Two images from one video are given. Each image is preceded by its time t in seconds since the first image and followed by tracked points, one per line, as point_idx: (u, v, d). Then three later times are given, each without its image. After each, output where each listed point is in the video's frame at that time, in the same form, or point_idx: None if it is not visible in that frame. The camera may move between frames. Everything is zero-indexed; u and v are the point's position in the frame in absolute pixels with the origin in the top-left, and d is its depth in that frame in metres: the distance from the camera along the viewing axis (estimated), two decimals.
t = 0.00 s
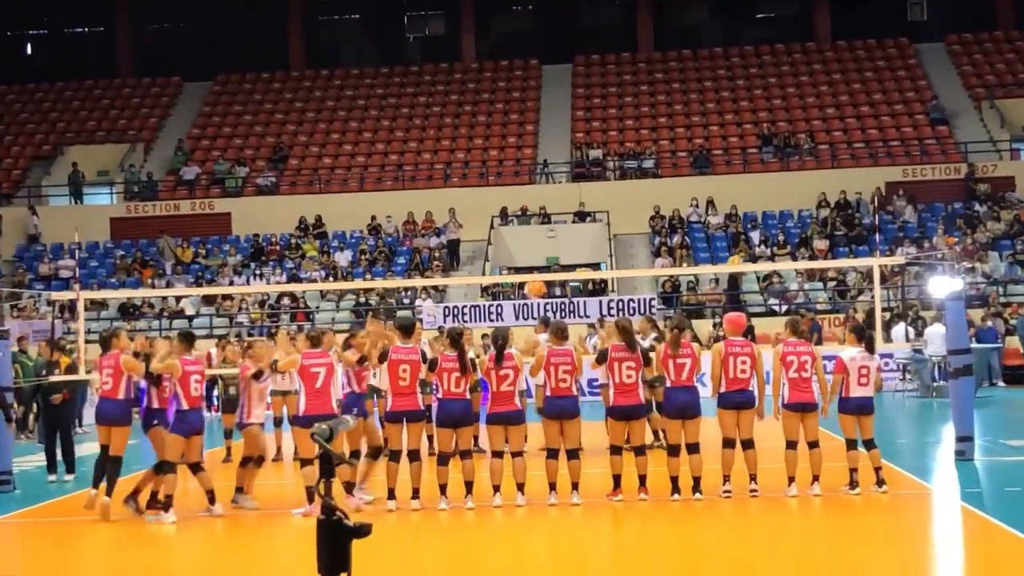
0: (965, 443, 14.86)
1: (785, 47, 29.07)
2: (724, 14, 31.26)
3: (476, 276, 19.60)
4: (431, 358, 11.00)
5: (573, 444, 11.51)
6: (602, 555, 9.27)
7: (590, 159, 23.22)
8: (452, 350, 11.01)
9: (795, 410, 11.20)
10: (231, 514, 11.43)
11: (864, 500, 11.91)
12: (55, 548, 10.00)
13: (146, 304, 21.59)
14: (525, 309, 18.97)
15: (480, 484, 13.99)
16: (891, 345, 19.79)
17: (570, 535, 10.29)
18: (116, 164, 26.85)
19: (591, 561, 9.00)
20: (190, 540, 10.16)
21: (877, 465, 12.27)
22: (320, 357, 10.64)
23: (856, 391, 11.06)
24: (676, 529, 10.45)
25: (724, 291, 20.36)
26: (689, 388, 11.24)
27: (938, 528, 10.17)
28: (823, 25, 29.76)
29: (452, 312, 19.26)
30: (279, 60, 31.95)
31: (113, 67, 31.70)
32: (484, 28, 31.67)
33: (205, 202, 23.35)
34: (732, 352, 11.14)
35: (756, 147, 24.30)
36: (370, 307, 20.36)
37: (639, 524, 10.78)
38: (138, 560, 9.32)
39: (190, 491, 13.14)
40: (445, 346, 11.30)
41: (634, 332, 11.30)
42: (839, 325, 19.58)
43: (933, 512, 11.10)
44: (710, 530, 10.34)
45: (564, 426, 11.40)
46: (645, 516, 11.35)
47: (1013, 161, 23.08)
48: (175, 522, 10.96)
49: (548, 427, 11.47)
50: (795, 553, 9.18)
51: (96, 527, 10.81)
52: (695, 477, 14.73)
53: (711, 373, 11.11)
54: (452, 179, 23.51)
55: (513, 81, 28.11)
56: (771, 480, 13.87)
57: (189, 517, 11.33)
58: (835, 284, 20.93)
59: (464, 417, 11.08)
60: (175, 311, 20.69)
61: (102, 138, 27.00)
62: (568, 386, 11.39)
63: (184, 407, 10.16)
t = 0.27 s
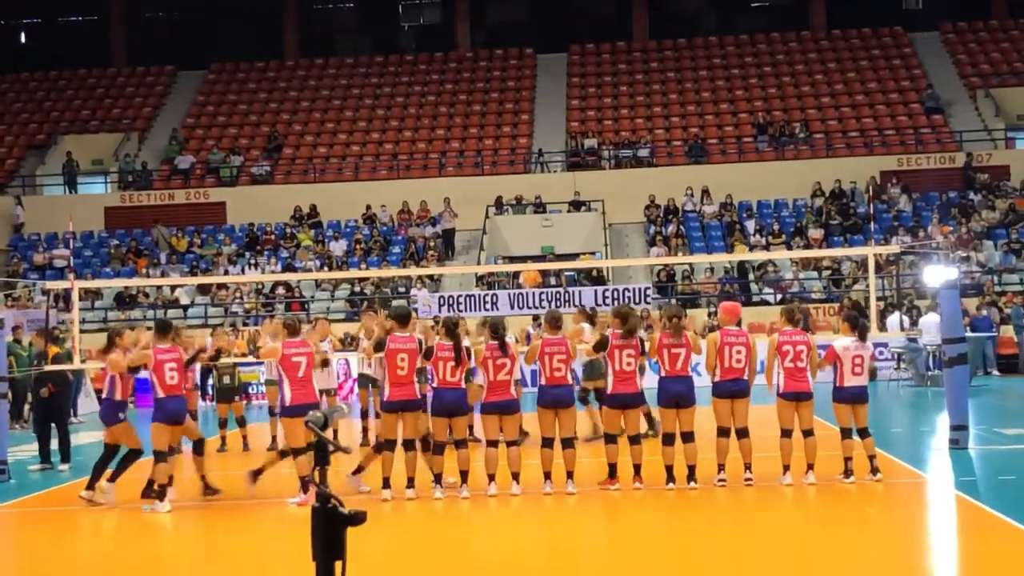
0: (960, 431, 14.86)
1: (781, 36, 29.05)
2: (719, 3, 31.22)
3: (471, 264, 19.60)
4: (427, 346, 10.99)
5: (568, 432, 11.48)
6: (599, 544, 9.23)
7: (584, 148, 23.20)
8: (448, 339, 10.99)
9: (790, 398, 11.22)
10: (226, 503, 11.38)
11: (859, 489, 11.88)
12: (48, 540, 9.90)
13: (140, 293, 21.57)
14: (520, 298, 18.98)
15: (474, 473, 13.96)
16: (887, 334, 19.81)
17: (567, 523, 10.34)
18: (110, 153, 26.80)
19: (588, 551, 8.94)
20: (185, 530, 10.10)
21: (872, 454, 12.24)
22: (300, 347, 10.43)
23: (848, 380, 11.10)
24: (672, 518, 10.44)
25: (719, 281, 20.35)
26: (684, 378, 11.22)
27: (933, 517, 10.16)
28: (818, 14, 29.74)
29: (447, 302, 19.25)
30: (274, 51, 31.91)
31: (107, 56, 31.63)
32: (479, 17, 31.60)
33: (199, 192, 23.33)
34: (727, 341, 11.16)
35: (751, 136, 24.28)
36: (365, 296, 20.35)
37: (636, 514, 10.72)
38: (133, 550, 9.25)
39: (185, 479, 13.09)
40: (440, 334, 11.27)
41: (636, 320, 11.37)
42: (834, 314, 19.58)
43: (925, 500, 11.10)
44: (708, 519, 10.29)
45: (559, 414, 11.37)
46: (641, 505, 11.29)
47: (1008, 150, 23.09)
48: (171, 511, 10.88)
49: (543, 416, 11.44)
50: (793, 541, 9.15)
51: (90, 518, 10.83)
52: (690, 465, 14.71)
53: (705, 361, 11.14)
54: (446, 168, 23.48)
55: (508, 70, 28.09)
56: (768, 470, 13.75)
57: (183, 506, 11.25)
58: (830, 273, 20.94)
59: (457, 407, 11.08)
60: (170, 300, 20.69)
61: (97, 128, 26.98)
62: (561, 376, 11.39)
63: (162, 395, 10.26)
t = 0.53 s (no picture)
0: (952, 426, 14.89)
1: (774, 32, 29.06)
2: None
3: (464, 260, 19.60)
4: (422, 341, 10.96)
5: (561, 428, 11.50)
6: (592, 538, 9.25)
7: (578, 144, 23.21)
8: (442, 334, 11.00)
9: (782, 395, 11.28)
10: (219, 499, 11.36)
11: (852, 485, 11.88)
12: (44, 535, 9.88)
13: (133, 288, 21.55)
14: (513, 294, 19.00)
15: (467, 467, 13.95)
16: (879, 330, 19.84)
17: (560, 518, 10.35)
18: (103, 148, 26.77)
19: (584, 545, 8.95)
20: (180, 526, 10.09)
21: (865, 450, 12.25)
22: (281, 344, 10.53)
23: (841, 376, 11.15)
24: (666, 513, 10.45)
25: (712, 276, 20.38)
26: (677, 373, 11.20)
27: (926, 511, 10.19)
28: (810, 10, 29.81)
29: (440, 297, 19.25)
30: (268, 46, 31.89)
31: (100, 52, 31.58)
32: (472, 13, 31.58)
33: (193, 187, 23.31)
34: (721, 337, 11.15)
35: (745, 132, 24.30)
36: (358, 292, 20.35)
37: (631, 510, 10.72)
38: (129, 545, 9.24)
39: (178, 475, 13.10)
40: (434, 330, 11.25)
41: (624, 316, 11.77)
42: (826, 309, 19.60)
43: (918, 495, 11.13)
44: (703, 514, 10.31)
45: (552, 410, 11.40)
46: (634, 500, 11.30)
47: (1000, 146, 23.14)
48: (163, 507, 10.88)
49: (535, 411, 11.47)
50: (786, 536, 9.17)
51: (83, 513, 10.83)
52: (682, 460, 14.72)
53: (699, 357, 11.13)
54: (440, 163, 23.48)
55: (502, 65, 28.10)
56: (761, 465, 13.79)
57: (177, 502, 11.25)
58: (823, 269, 20.96)
59: (452, 402, 11.06)
60: (163, 296, 20.68)
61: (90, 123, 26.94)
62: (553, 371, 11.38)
63: (144, 391, 10.44)
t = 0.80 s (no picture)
0: (941, 429, 14.92)
1: (766, 34, 29.12)
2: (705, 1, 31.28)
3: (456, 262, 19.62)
4: (414, 344, 11.11)
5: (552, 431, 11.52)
6: (583, 541, 9.25)
7: (570, 146, 23.24)
8: (434, 337, 11.11)
9: (773, 397, 11.26)
10: (210, 501, 11.36)
11: (842, 488, 11.90)
12: (37, 537, 9.90)
13: (125, 290, 21.57)
14: (505, 296, 19.05)
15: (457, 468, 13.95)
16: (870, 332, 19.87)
17: (551, 520, 10.35)
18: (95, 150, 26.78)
19: (575, 548, 8.96)
20: (172, 528, 10.10)
21: (856, 452, 12.27)
22: (256, 347, 10.66)
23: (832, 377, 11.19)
24: (656, 515, 10.46)
25: (704, 278, 20.42)
26: (669, 376, 11.22)
27: (916, 514, 10.20)
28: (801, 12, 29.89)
29: (432, 300, 19.29)
30: (261, 48, 31.90)
31: (92, 53, 31.54)
32: (464, 15, 31.61)
33: (184, 188, 23.31)
34: (710, 338, 11.19)
35: (737, 134, 24.34)
36: (350, 294, 20.37)
37: (621, 512, 10.75)
38: (122, 547, 9.26)
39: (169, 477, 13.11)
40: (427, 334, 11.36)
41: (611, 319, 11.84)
42: (817, 311, 19.63)
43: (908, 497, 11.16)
44: (694, 517, 10.34)
45: (542, 412, 11.44)
46: (624, 502, 11.31)
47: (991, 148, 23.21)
48: (153, 510, 10.89)
49: (526, 413, 11.49)
50: (777, 538, 9.18)
51: (73, 516, 10.83)
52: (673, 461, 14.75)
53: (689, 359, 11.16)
54: (431, 165, 23.50)
55: (494, 67, 28.13)
56: (751, 467, 13.82)
57: (167, 504, 11.26)
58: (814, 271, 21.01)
59: (442, 404, 11.20)
60: (154, 297, 20.68)
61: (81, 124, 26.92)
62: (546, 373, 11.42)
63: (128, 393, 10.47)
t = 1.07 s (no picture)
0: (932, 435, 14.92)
1: (758, 41, 29.18)
2: (697, 7, 31.33)
3: (448, 267, 19.62)
4: (407, 349, 11.03)
5: (544, 436, 11.53)
6: (574, 546, 9.24)
7: (562, 151, 23.26)
8: (427, 342, 11.05)
9: (764, 403, 11.32)
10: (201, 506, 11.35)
11: (834, 493, 11.89)
12: (27, 542, 9.86)
13: (116, 295, 21.53)
14: (497, 301, 19.04)
15: (448, 473, 13.91)
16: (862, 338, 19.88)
17: (542, 525, 10.34)
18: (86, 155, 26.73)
19: (566, 553, 8.95)
20: (161, 533, 10.07)
21: (847, 458, 12.27)
22: (228, 351, 10.67)
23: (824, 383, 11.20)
24: (648, 521, 10.45)
25: (696, 284, 20.42)
26: (661, 382, 11.27)
27: (907, 519, 10.21)
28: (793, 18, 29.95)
29: (424, 305, 19.27)
30: (253, 52, 31.89)
31: (84, 58, 31.51)
32: (456, 21, 31.63)
33: (176, 193, 23.29)
34: (701, 343, 11.20)
35: (728, 140, 24.37)
36: (342, 299, 20.36)
37: (611, 516, 10.73)
38: (112, 552, 9.22)
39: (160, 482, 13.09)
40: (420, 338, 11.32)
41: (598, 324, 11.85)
42: (809, 317, 19.65)
43: (898, 502, 11.16)
44: (684, 522, 10.33)
45: (534, 417, 11.45)
46: (615, 507, 11.29)
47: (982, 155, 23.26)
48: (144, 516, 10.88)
49: (518, 418, 11.49)
50: (768, 543, 9.18)
51: (62, 521, 10.81)
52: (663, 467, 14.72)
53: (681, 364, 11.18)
54: (423, 171, 23.50)
55: (485, 73, 28.15)
56: (742, 472, 13.82)
57: (157, 509, 11.22)
58: (806, 277, 21.01)
59: (435, 409, 11.11)
60: (145, 302, 20.66)
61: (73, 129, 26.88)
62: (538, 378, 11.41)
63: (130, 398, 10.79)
